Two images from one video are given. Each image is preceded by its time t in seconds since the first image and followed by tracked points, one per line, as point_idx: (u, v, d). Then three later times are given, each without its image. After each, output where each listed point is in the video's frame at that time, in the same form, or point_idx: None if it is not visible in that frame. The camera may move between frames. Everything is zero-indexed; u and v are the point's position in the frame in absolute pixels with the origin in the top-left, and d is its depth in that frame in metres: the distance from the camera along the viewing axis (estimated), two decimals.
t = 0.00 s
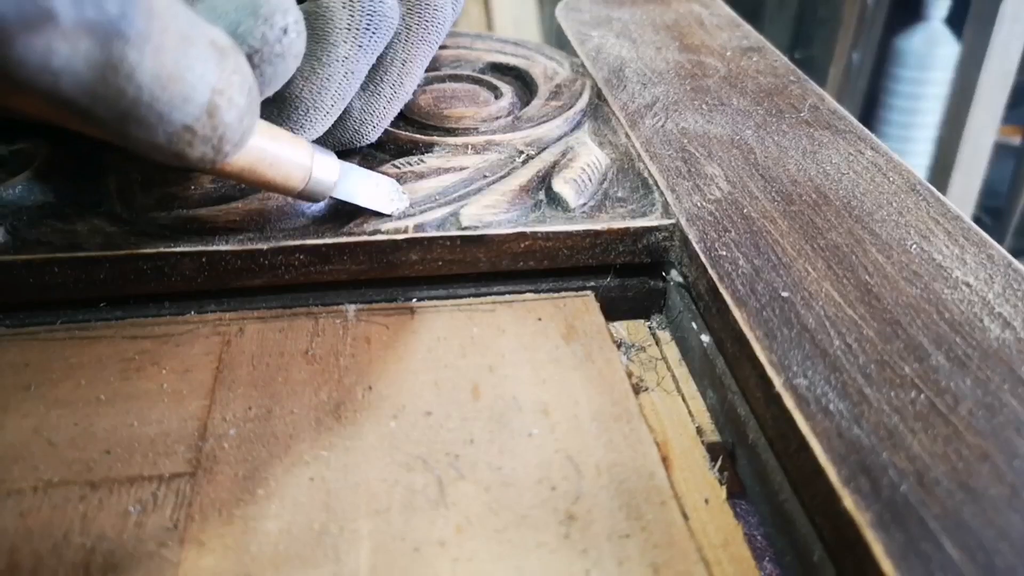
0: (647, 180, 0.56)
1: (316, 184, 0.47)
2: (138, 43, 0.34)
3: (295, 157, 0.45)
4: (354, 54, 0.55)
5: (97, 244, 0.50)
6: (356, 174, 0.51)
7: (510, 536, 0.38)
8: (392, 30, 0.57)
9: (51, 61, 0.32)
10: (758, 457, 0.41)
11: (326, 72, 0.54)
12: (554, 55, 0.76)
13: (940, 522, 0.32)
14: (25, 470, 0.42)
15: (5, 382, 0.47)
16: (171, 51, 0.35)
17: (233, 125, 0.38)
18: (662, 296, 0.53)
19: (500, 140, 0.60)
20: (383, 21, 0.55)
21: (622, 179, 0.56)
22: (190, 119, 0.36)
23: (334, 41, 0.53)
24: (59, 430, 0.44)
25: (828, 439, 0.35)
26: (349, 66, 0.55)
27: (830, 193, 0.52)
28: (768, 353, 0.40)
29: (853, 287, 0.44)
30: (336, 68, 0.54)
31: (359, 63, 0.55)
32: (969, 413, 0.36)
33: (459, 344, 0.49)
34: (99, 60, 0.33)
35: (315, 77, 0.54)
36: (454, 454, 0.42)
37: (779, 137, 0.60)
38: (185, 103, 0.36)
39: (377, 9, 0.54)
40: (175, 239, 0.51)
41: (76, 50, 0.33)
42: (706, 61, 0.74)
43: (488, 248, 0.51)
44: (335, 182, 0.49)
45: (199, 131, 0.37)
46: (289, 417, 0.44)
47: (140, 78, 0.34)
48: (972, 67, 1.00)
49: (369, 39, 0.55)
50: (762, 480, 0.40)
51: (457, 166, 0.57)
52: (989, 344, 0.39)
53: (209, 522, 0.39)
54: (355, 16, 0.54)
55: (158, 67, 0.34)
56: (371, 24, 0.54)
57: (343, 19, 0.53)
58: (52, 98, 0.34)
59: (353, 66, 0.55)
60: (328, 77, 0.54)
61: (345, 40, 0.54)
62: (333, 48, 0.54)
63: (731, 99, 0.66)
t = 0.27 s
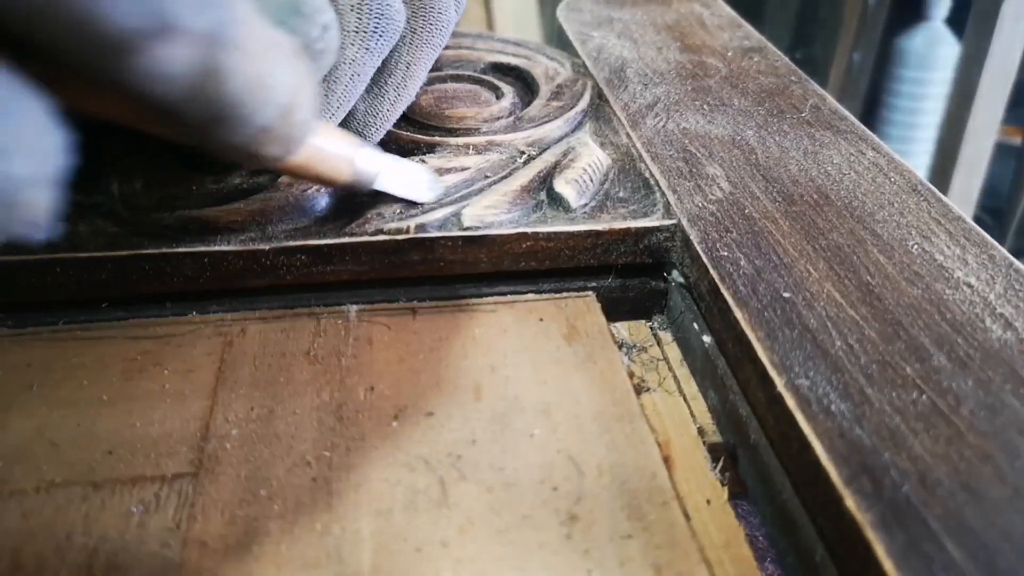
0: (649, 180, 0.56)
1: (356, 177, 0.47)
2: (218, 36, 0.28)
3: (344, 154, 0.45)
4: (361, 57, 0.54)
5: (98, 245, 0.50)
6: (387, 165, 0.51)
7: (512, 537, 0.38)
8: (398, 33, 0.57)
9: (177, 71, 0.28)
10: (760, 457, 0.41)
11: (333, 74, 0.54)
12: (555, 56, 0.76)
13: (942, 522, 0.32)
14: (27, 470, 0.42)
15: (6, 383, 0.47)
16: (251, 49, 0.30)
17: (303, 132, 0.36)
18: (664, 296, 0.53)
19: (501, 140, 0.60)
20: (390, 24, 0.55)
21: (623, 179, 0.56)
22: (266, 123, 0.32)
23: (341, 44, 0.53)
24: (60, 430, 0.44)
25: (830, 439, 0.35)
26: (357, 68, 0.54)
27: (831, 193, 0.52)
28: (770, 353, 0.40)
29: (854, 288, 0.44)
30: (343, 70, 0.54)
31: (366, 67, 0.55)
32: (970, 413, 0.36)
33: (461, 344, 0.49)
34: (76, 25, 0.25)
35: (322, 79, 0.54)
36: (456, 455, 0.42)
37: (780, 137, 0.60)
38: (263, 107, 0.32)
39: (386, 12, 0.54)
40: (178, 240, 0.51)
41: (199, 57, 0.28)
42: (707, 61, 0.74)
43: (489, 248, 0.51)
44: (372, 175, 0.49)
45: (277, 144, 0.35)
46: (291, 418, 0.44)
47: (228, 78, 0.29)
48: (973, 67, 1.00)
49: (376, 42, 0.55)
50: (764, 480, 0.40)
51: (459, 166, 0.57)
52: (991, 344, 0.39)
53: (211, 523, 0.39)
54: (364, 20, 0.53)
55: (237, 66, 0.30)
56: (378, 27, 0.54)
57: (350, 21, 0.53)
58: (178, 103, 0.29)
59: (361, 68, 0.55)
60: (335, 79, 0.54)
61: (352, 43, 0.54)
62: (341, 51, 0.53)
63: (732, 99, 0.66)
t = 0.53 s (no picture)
0: (654, 176, 0.56)
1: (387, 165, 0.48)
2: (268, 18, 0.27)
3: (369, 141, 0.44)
4: (370, 55, 0.54)
5: (105, 239, 0.51)
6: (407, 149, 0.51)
7: (517, 530, 0.38)
8: (406, 32, 0.56)
9: (230, 57, 0.27)
10: (765, 453, 0.41)
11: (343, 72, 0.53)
12: (560, 52, 0.76)
13: (947, 518, 0.32)
14: (33, 462, 0.42)
15: (13, 375, 0.47)
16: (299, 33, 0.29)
17: (339, 119, 0.34)
18: (669, 293, 0.53)
19: (507, 136, 0.60)
20: (399, 24, 0.55)
21: (628, 176, 0.56)
22: (307, 109, 0.31)
23: (351, 41, 0.53)
24: (67, 422, 0.44)
25: (835, 435, 0.35)
26: (365, 66, 0.54)
27: (837, 190, 0.52)
28: (775, 349, 0.40)
29: (860, 284, 0.44)
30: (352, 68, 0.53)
31: (375, 64, 0.55)
32: (975, 410, 0.36)
33: (466, 339, 0.49)
34: (140, 4, 0.24)
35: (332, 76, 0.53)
36: (461, 449, 0.42)
37: (786, 134, 0.60)
38: (304, 91, 0.30)
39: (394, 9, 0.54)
40: (184, 234, 0.51)
41: (251, 35, 0.27)
42: (713, 58, 0.74)
43: (495, 244, 0.51)
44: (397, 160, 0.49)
45: (314, 130, 0.32)
46: (296, 411, 0.44)
47: (276, 65, 0.28)
48: (979, 70, 1.01)
49: (385, 40, 0.54)
50: (768, 476, 0.40)
51: (464, 162, 0.57)
52: (996, 341, 0.39)
53: (217, 515, 0.39)
54: (373, 19, 0.53)
55: (288, 49, 0.29)
56: (388, 25, 0.54)
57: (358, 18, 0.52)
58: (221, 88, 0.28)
59: (369, 66, 0.54)
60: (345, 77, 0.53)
61: (362, 41, 0.53)
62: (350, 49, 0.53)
63: (738, 96, 0.66)
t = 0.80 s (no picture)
0: (658, 176, 0.56)
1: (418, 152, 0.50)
2: None
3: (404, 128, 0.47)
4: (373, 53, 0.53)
5: (111, 239, 0.51)
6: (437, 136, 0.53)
7: (521, 529, 0.38)
8: (409, 28, 0.56)
9: (260, 19, 0.25)
10: (768, 452, 0.41)
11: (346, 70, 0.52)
12: (564, 52, 0.76)
13: (950, 518, 0.32)
14: (40, 460, 0.42)
15: (19, 374, 0.47)
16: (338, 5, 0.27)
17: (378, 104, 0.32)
18: (672, 292, 0.53)
19: (510, 136, 0.61)
20: (402, 20, 0.54)
21: (632, 176, 0.57)
22: (344, 84, 0.28)
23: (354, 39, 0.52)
24: (72, 421, 0.45)
25: (837, 434, 0.35)
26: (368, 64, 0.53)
27: (841, 190, 0.52)
28: (778, 349, 0.40)
29: (863, 284, 0.44)
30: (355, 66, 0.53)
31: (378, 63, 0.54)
32: (979, 410, 0.36)
33: (470, 338, 0.49)
34: None
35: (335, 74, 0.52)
36: (465, 448, 0.42)
37: (790, 134, 0.60)
38: (341, 66, 0.28)
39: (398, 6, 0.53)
40: (189, 234, 0.51)
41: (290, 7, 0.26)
42: (717, 57, 0.74)
43: (499, 243, 0.51)
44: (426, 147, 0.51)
45: (354, 111, 0.30)
46: (301, 410, 0.45)
47: (316, 37, 0.27)
48: (983, 69, 1.01)
49: (388, 37, 0.54)
50: (772, 475, 0.40)
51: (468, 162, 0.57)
52: (1000, 341, 0.39)
53: (222, 513, 0.39)
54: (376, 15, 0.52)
55: (328, 20, 0.27)
56: (390, 22, 0.53)
57: (366, 11, 0.51)
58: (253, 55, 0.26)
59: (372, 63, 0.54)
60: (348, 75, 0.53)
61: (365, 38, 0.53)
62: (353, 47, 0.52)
63: (742, 96, 0.66)
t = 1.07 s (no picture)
0: (675, 179, 0.57)
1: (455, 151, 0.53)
2: None
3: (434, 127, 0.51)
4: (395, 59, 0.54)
5: (140, 239, 0.52)
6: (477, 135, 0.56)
7: (538, 523, 0.39)
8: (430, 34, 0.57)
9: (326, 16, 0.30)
10: (782, 451, 0.41)
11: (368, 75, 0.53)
12: (582, 57, 0.77)
13: (961, 515, 0.32)
14: (72, 453, 0.44)
15: (52, 370, 0.49)
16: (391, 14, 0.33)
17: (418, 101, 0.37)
18: (688, 294, 0.54)
19: (529, 139, 0.62)
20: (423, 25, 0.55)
21: (649, 179, 0.57)
22: (392, 85, 0.34)
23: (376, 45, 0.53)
24: (103, 416, 0.46)
25: (850, 433, 0.36)
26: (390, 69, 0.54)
27: (856, 194, 0.53)
28: (792, 349, 0.41)
29: (877, 286, 0.44)
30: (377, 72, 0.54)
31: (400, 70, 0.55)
32: (991, 410, 0.36)
33: (488, 338, 0.50)
34: None
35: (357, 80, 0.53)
36: (484, 445, 0.43)
37: (806, 138, 0.60)
38: (389, 68, 0.33)
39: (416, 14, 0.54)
40: (216, 234, 0.53)
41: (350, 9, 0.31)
42: (733, 62, 0.75)
43: (517, 245, 0.52)
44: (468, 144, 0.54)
45: (398, 109, 0.35)
46: (324, 406, 0.46)
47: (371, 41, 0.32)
48: (1005, 68, 0.97)
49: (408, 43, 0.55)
50: (786, 474, 0.41)
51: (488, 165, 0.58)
52: (1013, 343, 0.40)
53: (248, 505, 0.41)
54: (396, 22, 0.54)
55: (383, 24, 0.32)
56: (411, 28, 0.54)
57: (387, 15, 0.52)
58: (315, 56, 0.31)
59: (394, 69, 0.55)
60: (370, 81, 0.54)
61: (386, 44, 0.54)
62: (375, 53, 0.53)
63: (759, 100, 0.67)
